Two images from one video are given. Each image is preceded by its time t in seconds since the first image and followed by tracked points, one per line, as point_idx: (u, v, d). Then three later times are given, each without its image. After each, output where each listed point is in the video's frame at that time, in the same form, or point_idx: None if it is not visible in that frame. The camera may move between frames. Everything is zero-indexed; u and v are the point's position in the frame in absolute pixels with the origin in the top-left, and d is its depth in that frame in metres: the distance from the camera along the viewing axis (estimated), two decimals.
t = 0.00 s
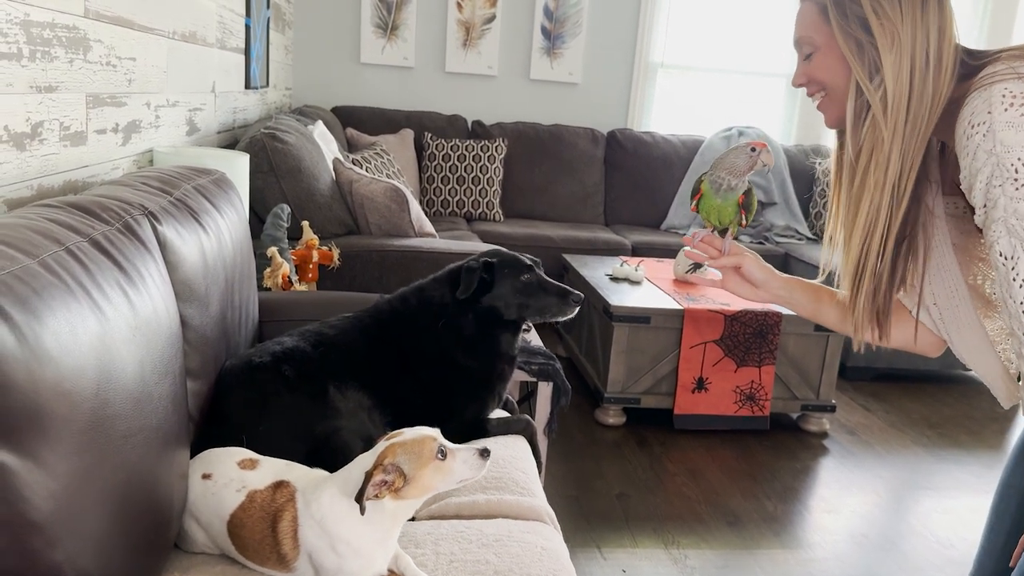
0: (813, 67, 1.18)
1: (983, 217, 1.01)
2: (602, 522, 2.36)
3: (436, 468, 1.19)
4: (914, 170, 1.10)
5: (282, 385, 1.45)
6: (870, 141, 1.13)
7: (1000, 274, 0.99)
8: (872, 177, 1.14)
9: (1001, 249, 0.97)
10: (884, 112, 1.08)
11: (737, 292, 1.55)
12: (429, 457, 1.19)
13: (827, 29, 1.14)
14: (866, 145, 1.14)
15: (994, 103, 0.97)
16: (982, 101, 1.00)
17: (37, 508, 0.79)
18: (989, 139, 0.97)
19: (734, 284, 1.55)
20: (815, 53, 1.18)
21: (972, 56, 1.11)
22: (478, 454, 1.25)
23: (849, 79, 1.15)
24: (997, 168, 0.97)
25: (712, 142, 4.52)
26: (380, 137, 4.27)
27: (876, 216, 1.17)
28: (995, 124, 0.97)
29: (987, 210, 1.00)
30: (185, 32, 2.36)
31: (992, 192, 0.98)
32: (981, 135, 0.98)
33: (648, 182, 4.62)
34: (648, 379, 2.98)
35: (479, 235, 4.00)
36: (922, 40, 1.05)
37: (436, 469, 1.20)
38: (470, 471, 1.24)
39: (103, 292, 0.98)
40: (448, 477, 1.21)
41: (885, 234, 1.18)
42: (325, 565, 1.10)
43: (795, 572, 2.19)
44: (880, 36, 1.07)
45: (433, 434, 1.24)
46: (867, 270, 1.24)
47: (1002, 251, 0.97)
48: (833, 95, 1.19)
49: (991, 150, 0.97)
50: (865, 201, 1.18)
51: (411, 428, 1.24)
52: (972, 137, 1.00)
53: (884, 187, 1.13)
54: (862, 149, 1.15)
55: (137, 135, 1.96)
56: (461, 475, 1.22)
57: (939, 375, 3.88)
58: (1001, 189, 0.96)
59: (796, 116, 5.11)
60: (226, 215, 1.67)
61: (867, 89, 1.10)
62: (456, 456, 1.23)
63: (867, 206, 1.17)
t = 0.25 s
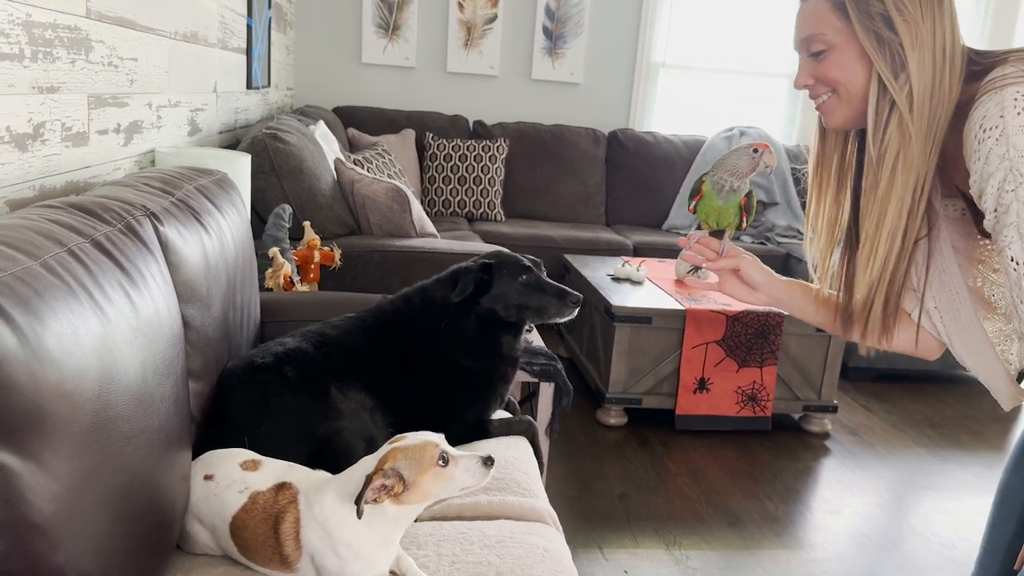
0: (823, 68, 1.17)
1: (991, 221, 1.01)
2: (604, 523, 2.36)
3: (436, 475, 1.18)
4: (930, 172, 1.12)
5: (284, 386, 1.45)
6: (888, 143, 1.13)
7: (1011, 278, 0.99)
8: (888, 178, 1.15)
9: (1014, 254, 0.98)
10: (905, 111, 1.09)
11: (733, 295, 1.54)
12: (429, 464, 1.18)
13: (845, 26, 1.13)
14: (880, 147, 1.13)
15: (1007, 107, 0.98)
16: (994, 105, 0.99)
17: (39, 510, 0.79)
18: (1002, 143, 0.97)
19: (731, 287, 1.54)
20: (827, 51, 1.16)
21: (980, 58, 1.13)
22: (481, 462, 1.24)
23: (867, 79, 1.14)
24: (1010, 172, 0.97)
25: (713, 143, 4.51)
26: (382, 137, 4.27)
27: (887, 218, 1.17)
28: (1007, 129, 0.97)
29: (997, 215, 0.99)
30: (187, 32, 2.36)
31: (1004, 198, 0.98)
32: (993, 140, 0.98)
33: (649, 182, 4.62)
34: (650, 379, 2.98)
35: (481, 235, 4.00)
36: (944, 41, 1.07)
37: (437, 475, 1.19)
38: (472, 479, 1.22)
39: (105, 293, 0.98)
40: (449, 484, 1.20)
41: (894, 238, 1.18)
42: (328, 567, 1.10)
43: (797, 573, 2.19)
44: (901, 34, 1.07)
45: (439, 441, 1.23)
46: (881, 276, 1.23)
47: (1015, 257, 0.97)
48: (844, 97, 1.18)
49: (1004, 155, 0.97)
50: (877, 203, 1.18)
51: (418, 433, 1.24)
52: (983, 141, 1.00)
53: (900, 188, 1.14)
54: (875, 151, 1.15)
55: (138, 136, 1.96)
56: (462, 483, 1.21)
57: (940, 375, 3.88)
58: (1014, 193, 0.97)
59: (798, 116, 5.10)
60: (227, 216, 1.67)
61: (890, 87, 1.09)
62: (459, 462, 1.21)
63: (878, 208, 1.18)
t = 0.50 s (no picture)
0: (835, 66, 1.16)
1: (1006, 222, 0.99)
2: (605, 523, 2.35)
3: (449, 494, 1.17)
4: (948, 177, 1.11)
5: (284, 386, 1.45)
6: (907, 146, 1.11)
7: None
8: (908, 182, 1.12)
9: None
10: (924, 112, 1.07)
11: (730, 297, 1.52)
12: (441, 485, 1.16)
13: (862, 23, 1.11)
14: (899, 149, 1.11)
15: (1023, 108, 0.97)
16: (1011, 105, 0.98)
17: (37, 510, 0.78)
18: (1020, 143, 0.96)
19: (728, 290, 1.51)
20: (841, 49, 1.14)
21: (989, 54, 1.12)
22: (496, 482, 1.21)
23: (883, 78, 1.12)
24: None
25: (715, 142, 4.50)
26: (383, 136, 4.27)
27: (905, 221, 1.15)
28: None
29: (1011, 217, 0.98)
30: (187, 31, 2.35)
31: (1020, 200, 0.96)
32: (1010, 140, 0.97)
33: (651, 181, 4.61)
34: (651, 379, 2.97)
35: (482, 234, 3.99)
36: (959, 37, 1.06)
37: (450, 495, 1.17)
38: (485, 499, 1.20)
39: (104, 292, 0.98)
40: (462, 503, 1.18)
41: (916, 241, 1.16)
42: (327, 570, 1.09)
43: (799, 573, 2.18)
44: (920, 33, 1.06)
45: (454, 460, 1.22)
46: (905, 284, 1.21)
47: None
48: (860, 96, 1.15)
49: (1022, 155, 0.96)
50: (894, 206, 1.17)
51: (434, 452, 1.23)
52: (999, 142, 0.98)
53: (920, 190, 1.12)
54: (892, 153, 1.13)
55: (138, 134, 1.96)
56: (475, 502, 1.19)
57: (942, 375, 3.87)
58: None
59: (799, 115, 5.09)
60: (227, 215, 1.67)
61: (909, 84, 1.07)
62: (472, 482, 1.19)
63: (896, 211, 1.16)
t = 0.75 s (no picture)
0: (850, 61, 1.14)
1: None
2: (607, 521, 2.34)
3: (465, 519, 1.16)
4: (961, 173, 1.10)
5: (283, 384, 1.44)
6: (926, 142, 1.09)
7: None
8: (921, 179, 1.12)
9: None
10: (943, 106, 1.06)
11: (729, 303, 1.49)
12: (458, 510, 1.15)
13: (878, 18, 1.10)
14: (916, 145, 1.10)
15: None
16: None
17: (33, 508, 0.78)
18: None
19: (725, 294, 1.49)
20: (857, 45, 1.13)
21: (1001, 47, 1.11)
22: (512, 507, 1.20)
23: (901, 74, 1.12)
24: None
25: (716, 140, 4.49)
26: (383, 134, 4.26)
27: (918, 218, 1.15)
28: None
29: None
30: (187, 28, 2.34)
31: None
32: None
33: (652, 179, 4.60)
34: (652, 378, 2.96)
35: (483, 232, 3.98)
36: (973, 30, 1.05)
37: (466, 520, 1.16)
38: (501, 524, 1.19)
39: (101, 288, 0.97)
40: (477, 528, 1.17)
41: (929, 239, 1.15)
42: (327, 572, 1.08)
43: (801, 572, 2.17)
44: (936, 25, 1.04)
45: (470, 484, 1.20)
46: (915, 285, 1.21)
47: None
48: (875, 94, 1.15)
49: None
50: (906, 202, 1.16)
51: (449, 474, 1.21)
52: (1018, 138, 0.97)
53: (935, 185, 1.11)
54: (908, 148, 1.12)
55: (138, 131, 1.95)
56: (490, 527, 1.18)
57: (945, 374, 3.85)
58: None
59: (801, 113, 5.08)
60: (227, 212, 1.66)
61: (928, 78, 1.06)
62: (489, 507, 1.18)
63: (909, 207, 1.15)
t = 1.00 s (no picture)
0: (863, 53, 1.13)
1: None
2: (607, 519, 2.33)
3: (469, 529, 1.14)
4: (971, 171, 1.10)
5: (282, 380, 1.44)
6: (938, 135, 1.08)
7: None
8: (930, 174, 1.11)
9: None
10: (955, 100, 1.05)
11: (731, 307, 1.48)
12: (462, 519, 1.13)
13: (892, 11, 1.09)
14: (927, 139, 1.09)
15: None
16: None
17: (29, 503, 0.77)
18: None
19: (726, 298, 1.48)
20: (870, 38, 1.12)
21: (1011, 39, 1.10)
22: (516, 518, 1.19)
23: (915, 67, 1.10)
24: None
25: (717, 138, 4.48)
26: (384, 132, 4.25)
27: (925, 215, 1.13)
28: None
29: None
30: (187, 24, 2.34)
31: None
32: None
33: (653, 177, 4.59)
34: (653, 375, 2.96)
35: (483, 230, 3.98)
36: (983, 24, 1.05)
37: (470, 530, 1.14)
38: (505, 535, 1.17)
39: (98, 282, 0.96)
40: (480, 538, 1.16)
41: (938, 235, 1.14)
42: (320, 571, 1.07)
43: (802, 570, 2.17)
44: (951, 15, 1.03)
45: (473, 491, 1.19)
46: (923, 283, 1.18)
47: None
48: (889, 88, 1.13)
49: None
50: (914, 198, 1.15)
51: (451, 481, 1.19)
52: None
53: (942, 180, 1.10)
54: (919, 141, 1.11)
55: (136, 127, 1.94)
56: (494, 538, 1.16)
57: (946, 372, 3.84)
58: None
59: (802, 111, 5.07)
60: (226, 208, 1.65)
61: (942, 72, 1.05)
62: (493, 516, 1.16)
63: (917, 202, 1.14)
